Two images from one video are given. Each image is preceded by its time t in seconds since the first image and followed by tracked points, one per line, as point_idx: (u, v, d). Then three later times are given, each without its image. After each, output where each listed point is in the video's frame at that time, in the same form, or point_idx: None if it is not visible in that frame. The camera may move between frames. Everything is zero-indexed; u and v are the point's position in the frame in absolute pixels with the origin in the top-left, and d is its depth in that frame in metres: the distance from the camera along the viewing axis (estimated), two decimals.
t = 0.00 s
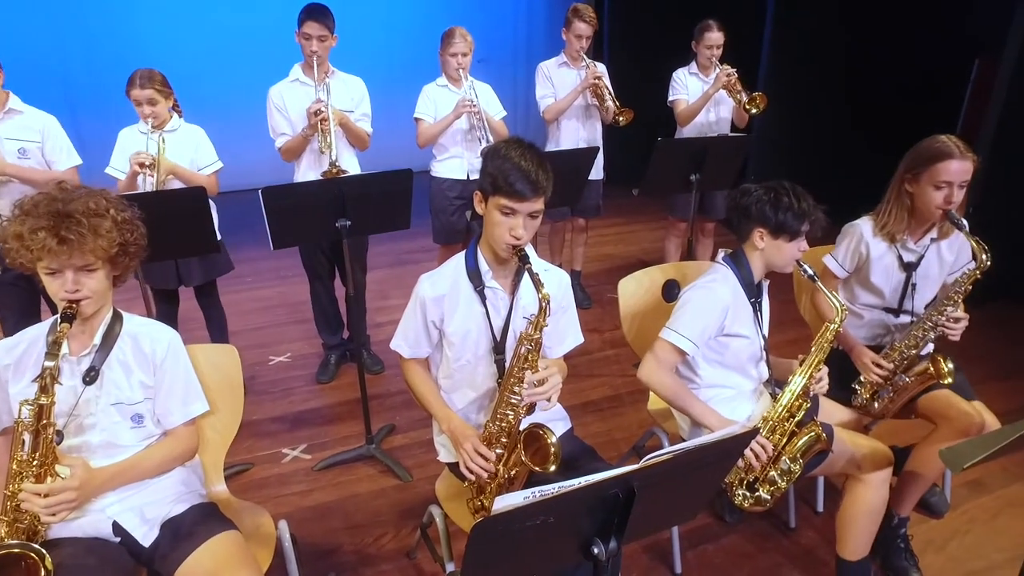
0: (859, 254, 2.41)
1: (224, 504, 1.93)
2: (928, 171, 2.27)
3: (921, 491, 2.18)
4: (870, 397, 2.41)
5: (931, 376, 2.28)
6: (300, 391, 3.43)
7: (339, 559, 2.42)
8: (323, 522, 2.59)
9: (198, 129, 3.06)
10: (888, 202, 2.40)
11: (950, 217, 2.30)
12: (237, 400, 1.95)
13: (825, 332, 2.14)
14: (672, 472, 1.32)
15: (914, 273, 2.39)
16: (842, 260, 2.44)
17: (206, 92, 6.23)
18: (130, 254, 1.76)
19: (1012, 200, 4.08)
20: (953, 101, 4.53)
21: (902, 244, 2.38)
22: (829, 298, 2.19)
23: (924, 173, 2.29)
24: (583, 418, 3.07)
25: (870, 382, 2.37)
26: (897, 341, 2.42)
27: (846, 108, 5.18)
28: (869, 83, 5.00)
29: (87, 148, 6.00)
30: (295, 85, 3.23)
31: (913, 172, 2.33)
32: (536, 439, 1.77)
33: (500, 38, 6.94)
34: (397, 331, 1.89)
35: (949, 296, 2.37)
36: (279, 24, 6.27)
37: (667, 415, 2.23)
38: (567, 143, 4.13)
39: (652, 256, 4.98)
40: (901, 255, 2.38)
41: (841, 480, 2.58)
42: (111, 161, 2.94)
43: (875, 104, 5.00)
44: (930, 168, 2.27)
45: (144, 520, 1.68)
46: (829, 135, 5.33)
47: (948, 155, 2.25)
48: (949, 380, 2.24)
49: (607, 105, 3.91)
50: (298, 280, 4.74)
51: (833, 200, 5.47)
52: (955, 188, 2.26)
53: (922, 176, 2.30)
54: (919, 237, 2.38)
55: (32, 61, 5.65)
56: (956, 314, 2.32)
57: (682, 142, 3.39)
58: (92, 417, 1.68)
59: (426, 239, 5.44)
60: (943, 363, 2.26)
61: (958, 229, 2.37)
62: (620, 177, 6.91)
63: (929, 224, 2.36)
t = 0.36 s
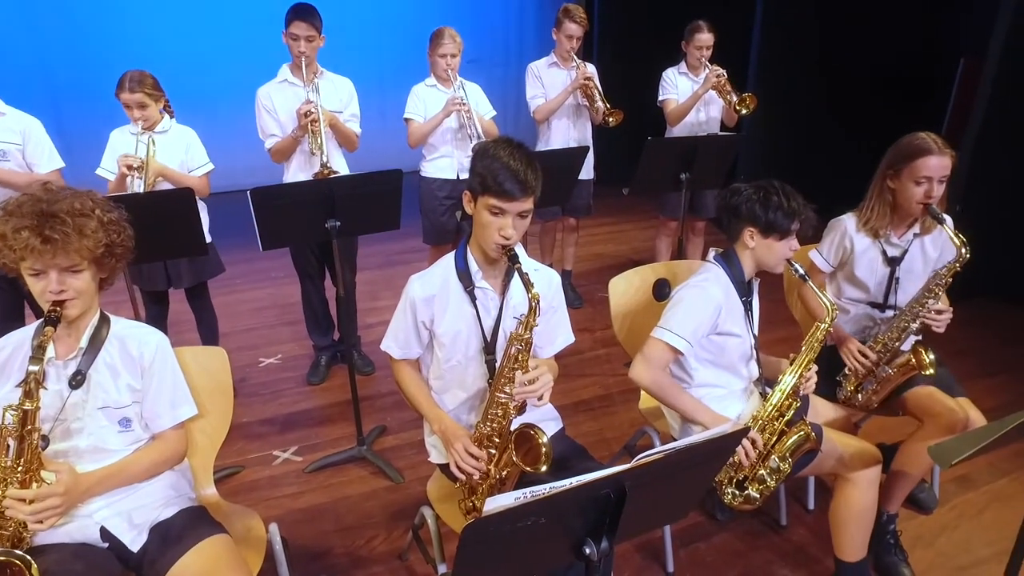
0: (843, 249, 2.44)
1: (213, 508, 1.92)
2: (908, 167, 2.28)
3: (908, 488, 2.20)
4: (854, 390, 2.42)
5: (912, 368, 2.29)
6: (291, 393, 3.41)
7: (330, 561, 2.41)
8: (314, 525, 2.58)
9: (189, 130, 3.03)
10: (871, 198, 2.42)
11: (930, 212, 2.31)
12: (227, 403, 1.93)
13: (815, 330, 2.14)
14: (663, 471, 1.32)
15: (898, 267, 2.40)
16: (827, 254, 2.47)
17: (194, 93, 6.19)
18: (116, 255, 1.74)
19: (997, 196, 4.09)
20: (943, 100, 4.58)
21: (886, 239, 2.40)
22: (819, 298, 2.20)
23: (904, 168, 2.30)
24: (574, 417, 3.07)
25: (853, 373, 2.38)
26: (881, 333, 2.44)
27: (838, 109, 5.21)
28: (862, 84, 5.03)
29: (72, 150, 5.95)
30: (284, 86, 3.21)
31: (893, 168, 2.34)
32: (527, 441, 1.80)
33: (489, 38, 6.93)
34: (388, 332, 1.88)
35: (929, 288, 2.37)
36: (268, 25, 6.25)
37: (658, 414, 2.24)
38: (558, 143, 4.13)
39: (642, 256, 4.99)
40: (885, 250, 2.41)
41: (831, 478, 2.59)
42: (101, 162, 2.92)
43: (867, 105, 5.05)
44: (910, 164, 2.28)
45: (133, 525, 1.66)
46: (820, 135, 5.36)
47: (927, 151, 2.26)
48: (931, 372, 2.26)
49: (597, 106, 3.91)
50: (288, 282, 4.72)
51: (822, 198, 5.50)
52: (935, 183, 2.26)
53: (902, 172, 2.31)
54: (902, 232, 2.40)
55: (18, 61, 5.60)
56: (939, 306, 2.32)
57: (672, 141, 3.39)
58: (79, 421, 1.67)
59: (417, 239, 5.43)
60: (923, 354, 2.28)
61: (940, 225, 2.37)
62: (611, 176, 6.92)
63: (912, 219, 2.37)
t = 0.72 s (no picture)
0: (833, 243, 2.45)
1: (207, 510, 1.91)
2: (889, 159, 2.30)
3: (898, 483, 2.21)
4: (842, 382, 2.46)
5: (895, 359, 2.28)
6: (284, 394, 3.40)
7: (325, 562, 2.40)
8: (308, 526, 2.57)
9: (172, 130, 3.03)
10: (857, 193, 2.43)
11: (911, 205, 2.31)
12: (220, 404, 1.92)
13: (809, 328, 2.15)
14: (657, 470, 1.32)
15: (887, 262, 2.41)
16: (816, 248, 2.50)
17: (184, 93, 6.16)
18: (108, 256, 1.73)
19: (987, 197, 4.13)
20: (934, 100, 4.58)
21: (874, 233, 2.41)
22: (812, 295, 2.19)
23: (886, 162, 2.31)
24: (568, 417, 3.07)
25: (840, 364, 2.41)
26: (866, 326, 2.45)
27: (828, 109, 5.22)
28: (851, 84, 5.04)
29: (61, 146, 5.90)
30: (276, 86, 3.20)
31: (876, 163, 2.36)
32: (521, 440, 1.76)
33: (482, 38, 6.93)
34: (381, 330, 1.87)
35: (911, 280, 2.38)
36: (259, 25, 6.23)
37: (652, 413, 2.24)
38: (551, 143, 4.13)
39: (635, 255, 4.99)
40: (873, 244, 2.42)
41: (825, 476, 2.60)
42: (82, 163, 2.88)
43: (856, 105, 5.05)
44: (892, 157, 2.30)
45: (125, 528, 1.65)
46: (811, 135, 5.37)
47: (907, 144, 2.28)
48: (913, 363, 2.24)
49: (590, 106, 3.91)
50: (281, 283, 4.70)
51: (814, 196, 5.51)
52: (914, 177, 2.27)
53: (884, 166, 2.32)
54: (890, 226, 2.41)
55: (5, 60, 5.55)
56: (921, 297, 2.29)
57: (664, 141, 3.40)
58: (70, 423, 1.65)
59: (410, 239, 5.42)
60: (906, 346, 2.26)
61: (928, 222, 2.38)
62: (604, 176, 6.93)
63: (898, 213, 2.39)
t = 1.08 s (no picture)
0: (825, 243, 2.45)
1: (202, 511, 1.90)
2: (881, 160, 2.30)
3: (895, 479, 2.21)
4: (841, 379, 2.45)
5: (896, 354, 2.31)
6: (280, 394, 3.39)
7: (322, 563, 2.39)
8: (305, 527, 2.56)
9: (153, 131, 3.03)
10: (847, 192, 2.43)
11: (905, 203, 2.33)
12: (216, 405, 1.92)
13: (804, 327, 2.15)
14: (655, 470, 1.32)
15: (879, 259, 2.42)
16: (809, 249, 2.48)
17: (177, 92, 6.13)
18: (101, 257, 1.72)
19: (979, 198, 4.15)
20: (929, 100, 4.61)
21: (865, 231, 2.41)
22: (807, 293, 2.19)
23: (877, 162, 2.31)
24: (565, 416, 3.06)
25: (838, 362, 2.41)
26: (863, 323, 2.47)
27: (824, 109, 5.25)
28: (847, 84, 5.07)
29: (52, 141, 5.85)
30: (270, 86, 3.18)
31: (866, 163, 2.36)
32: (517, 439, 1.79)
33: (477, 37, 6.92)
34: (377, 330, 1.87)
35: (908, 276, 2.40)
36: (253, 24, 6.21)
37: (649, 412, 2.24)
38: (546, 142, 4.13)
39: (631, 254, 4.99)
40: (865, 243, 2.42)
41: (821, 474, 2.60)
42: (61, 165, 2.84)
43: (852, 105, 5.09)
44: (883, 157, 2.30)
45: (119, 530, 1.64)
46: (807, 134, 5.39)
47: (897, 143, 2.28)
48: (914, 357, 2.27)
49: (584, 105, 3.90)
50: (275, 283, 4.68)
51: (811, 195, 5.53)
52: (907, 174, 2.28)
53: (875, 166, 2.32)
54: (881, 224, 2.42)
55: None
56: (918, 293, 2.35)
57: (660, 140, 3.39)
58: (63, 425, 1.64)
59: (405, 239, 5.41)
60: (906, 341, 2.29)
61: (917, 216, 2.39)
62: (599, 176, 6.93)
63: (889, 211, 2.39)
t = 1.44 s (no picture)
0: (817, 240, 2.46)
1: (199, 512, 1.89)
2: (865, 154, 2.31)
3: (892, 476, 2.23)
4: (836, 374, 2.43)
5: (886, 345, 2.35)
6: (276, 395, 3.38)
7: (319, 563, 2.39)
8: (302, 527, 2.55)
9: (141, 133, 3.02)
10: (835, 188, 2.44)
11: (892, 196, 2.33)
12: (212, 406, 1.91)
13: (800, 325, 2.15)
14: (651, 469, 1.32)
15: (871, 254, 2.42)
16: (801, 247, 2.49)
17: (172, 92, 6.12)
18: (98, 258, 1.71)
19: (974, 197, 4.17)
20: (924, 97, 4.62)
21: (855, 227, 2.42)
22: (803, 292, 2.20)
23: (862, 156, 2.33)
24: (562, 416, 3.06)
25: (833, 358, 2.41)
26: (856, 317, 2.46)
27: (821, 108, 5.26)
28: (843, 82, 5.08)
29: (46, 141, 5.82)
30: (266, 85, 3.18)
31: (853, 158, 2.36)
32: (514, 439, 1.80)
33: (473, 37, 6.92)
34: (373, 331, 1.86)
35: (896, 266, 2.39)
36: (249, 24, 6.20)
37: (646, 411, 2.23)
38: (542, 142, 4.13)
39: (627, 254, 4.99)
40: (856, 238, 2.42)
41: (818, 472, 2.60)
42: (47, 165, 2.82)
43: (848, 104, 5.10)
44: (868, 151, 2.31)
45: (115, 531, 1.64)
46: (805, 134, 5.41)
47: (882, 137, 2.30)
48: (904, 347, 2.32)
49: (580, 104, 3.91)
50: (271, 283, 4.67)
51: (807, 195, 5.53)
52: (892, 168, 2.29)
53: (861, 160, 2.33)
54: (870, 219, 2.43)
55: None
56: (906, 285, 2.33)
57: (656, 140, 3.39)
58: (59, 426, 1.64)
59: (401, 239, 5.40)
60: (894, 331, 2.33)
61: (906, 210, 2.41)
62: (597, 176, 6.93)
63: (878, 206, 2.41)
